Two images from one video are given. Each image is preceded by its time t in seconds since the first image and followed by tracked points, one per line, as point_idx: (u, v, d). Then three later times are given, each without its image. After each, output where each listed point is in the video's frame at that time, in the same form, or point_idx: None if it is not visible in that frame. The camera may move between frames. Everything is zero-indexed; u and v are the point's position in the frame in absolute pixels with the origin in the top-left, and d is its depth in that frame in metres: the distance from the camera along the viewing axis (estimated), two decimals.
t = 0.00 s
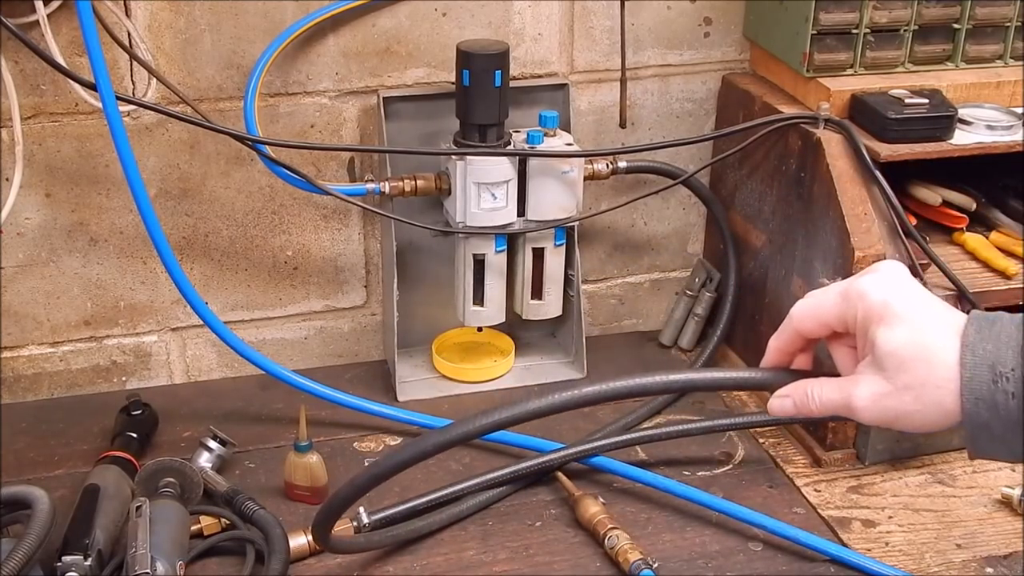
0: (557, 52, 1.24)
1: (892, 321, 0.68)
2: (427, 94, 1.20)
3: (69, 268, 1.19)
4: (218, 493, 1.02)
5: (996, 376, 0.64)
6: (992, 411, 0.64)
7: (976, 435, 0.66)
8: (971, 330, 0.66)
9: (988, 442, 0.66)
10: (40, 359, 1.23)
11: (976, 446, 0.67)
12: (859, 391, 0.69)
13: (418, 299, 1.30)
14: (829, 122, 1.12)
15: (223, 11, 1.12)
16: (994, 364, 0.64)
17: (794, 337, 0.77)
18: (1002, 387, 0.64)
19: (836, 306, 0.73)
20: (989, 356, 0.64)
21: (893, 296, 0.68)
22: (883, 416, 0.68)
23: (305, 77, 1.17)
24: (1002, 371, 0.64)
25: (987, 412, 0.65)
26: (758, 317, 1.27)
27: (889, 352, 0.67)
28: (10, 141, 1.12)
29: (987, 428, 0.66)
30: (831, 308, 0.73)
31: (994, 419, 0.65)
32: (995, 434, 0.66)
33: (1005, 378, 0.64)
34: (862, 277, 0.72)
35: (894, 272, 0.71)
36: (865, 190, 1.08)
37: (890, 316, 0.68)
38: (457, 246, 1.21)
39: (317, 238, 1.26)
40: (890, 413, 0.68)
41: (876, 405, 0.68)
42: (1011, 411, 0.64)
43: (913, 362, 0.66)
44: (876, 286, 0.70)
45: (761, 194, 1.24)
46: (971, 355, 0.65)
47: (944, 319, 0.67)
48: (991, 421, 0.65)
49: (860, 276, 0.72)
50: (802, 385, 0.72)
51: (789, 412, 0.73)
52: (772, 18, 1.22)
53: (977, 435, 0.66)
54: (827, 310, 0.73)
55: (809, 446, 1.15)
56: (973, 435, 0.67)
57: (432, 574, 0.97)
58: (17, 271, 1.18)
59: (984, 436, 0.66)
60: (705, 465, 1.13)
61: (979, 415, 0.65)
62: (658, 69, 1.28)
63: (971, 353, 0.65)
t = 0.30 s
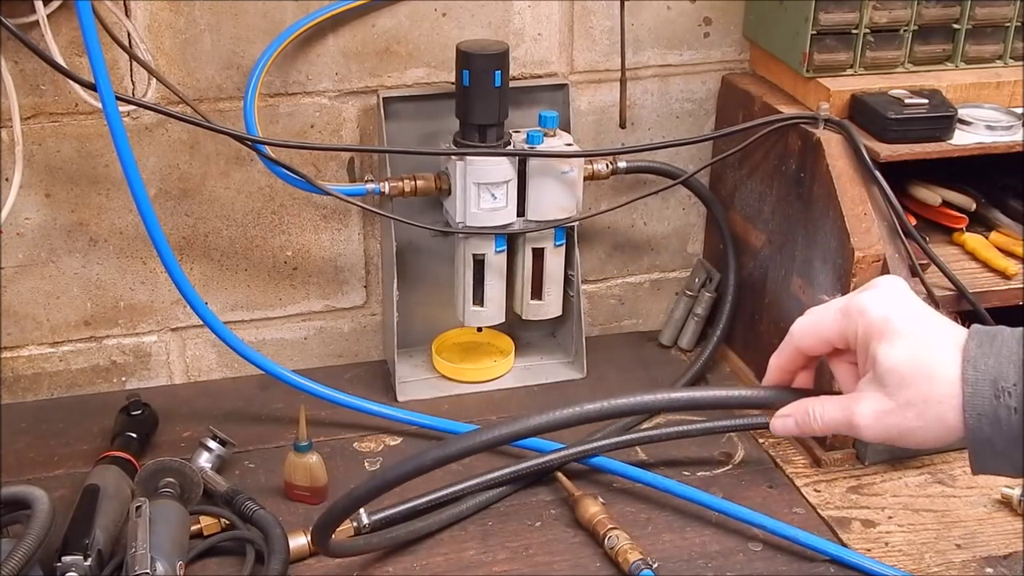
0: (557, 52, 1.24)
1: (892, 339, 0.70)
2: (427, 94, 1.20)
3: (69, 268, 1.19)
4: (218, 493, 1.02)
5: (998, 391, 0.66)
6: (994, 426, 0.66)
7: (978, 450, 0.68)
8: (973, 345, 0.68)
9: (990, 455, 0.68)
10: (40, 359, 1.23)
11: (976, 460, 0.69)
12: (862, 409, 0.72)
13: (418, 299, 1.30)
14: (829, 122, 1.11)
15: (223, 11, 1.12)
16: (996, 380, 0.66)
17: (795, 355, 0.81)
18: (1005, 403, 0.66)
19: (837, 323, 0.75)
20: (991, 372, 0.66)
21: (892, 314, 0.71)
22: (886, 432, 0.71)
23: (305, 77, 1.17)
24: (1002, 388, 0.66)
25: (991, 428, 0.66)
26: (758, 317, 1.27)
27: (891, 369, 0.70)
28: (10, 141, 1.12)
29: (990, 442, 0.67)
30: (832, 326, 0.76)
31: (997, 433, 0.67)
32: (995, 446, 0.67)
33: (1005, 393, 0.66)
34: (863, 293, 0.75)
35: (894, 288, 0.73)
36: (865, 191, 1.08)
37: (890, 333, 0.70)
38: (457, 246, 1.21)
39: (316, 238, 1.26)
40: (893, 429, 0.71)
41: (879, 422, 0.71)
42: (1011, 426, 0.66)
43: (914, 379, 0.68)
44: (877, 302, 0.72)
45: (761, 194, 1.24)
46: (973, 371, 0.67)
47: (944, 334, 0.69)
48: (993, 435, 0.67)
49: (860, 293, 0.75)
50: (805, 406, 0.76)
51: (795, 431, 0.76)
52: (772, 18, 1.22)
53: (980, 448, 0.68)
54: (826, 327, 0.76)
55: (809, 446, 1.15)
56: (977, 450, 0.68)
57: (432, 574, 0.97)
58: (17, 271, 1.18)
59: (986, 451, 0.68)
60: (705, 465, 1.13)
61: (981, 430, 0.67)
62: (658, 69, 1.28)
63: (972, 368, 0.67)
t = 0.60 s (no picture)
0: (557, 52, 1.24)
1: (901, 384, 0.63)
2: (427, 94, 1.20)
3: (68, 268, 1.19)
4: (218, 493, 1.03)
5: (1010, 433, 0.59)
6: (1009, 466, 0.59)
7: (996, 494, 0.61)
8: (980, 385, 0.61)
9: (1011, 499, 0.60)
10: (40, 359, 1.23)
11: (997, 506, 0.61)
12: (873, 458, 0.64)
13: (417, 299, 1.30)
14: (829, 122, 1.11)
15: (223, 11, 1.12)
16: (1007, 421, 0.59)
17: (804, 406, 0.73)
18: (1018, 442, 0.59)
19: (844, 370, 0.68)
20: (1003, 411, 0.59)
21: (900, 358, 0.64)
22: (900, 482, 0.63)
23: (305, 77, 1.17)
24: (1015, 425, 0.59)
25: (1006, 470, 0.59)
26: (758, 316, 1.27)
27: (900, 416, 0.62)
28: (10, 141, 1.12)
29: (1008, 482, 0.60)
30: (839, 373, 0.68)
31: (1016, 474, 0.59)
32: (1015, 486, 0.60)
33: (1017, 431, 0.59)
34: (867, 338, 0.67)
35: (900, 331, 0.66)
36: (865, 191, 1.08)
37: (898, 378, 0.63)
38: (457, 246, 1.21)
39: (316, 238, 1.26)
40: (908, 479, 0.63)
41: (892, 471, 0.63)
42: None
43: (925, 425, 0.61)
44: (882, 346, 0.65)
45: (761, 194, 1.24)
46: (982, 412, 0.60)
47: (953, 376, 0.62)
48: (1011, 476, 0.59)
49: (864, 337, 0.67)
50: (815, 456, 0.68)
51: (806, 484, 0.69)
52: (772, 18, 1.22)
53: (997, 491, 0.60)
54: (832, 374, 0.69)
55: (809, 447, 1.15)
56: (995, 496, 0.61)
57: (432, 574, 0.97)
58: (17, 271, 1.18)
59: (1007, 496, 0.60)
60: (705, 465, 1.13)
61: (996, 473, 0.60)
62: (658, 69, 1.28)
63: (983, 411, 0.60)
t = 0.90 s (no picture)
0: (556, 52, 1.24)
1: (906, 429, 0.63)
2: (427, 94, 1.20)
3: (68, 268, 1.19)
4: (218, 493, 1.03)
5: (1018, 473, 0.59)
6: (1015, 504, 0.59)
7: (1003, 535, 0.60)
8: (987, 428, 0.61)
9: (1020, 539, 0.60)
10: (40, 359, 1.23)
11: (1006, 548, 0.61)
12: (882, 504, 0.63)
13: (417, 298, 1.30)
14: (829, 122, 1.11)
15: (223, 11, 1.12)
16: (1014, 461, 0.59)
17: (808, 456, 0.72)
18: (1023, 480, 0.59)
19: (847, 417, 0.68)
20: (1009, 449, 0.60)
21: (904, 403, 0.64)
22: (909, 527, 0.63)
23: (305, 77, 1.17)
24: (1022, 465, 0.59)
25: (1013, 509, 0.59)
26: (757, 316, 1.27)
27: (907, 460, 0.62)
28: (10, 141, 1.12)
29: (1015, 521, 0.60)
30: (842, 420, 0.68)
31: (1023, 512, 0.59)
32: None
33: None
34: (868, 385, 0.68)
35: (901, 377, 0.66)
36: (865, 191, 1.08)
37: (903, 423, 0.63)
38: (457, 246, 1.20)
39: (316, 238, 1.26)
40: (917, 523, 0.63)
41: (901, 516, 0.63)
42: None
43: (933, 469, 0.61)
44: (885, 391, 0.65)
45: (761, 194, 1.24)
46: (989, 454, 0.60)
47: (957, 420, 0.62)
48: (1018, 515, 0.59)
49: (867, 384, 0.67)
50: (824, 505, 0.67)
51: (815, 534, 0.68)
52: (772, 18, 1.22)
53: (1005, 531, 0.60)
54: (836, 422, 0.69)
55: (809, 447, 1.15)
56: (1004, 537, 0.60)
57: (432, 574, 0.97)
58: (17, 271, 1.18)
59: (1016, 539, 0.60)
60: (705, 466, 1.13)
61: (1006, 516, 0.60)
62: (658, 69, 1.28)
63: (989, 452, 0.60)
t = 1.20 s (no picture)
0: (556, 52, 1.24)
1: (903, 449, 0.62)
2: (427, 94, 1.20)
3: (68, 268, 1.19)
4: (218, 493, 1.03)
5: (1014, 491, 0.60)
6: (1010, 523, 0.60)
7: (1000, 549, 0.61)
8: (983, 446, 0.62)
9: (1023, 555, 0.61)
10: (40, 359, 1.23)
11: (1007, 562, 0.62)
12: (880, 525, 0.63)
13: (417, 299, 1.30)
14: (829, 122, 1.11)
15: (223, 11, 1.12)
16: (1011, 479, 0.60)
17: (805, 479, 0.72)
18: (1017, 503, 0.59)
19: (843, 439, 0.68)
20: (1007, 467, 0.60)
21: (899, 424, 0.64)
22: (909, 547, 0.63)
23: (305, 77, 1.17)
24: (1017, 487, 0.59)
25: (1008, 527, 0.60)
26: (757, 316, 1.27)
27: (906, 481, 0.62)
28: (10, 141, 1.12)
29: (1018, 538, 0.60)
30: (839, 441, 0.68)
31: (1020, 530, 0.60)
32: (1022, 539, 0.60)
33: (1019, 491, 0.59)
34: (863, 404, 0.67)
35: (896, 395, 0.66)
36: (865, 191, 1.08)
37: (900, 444, 0.63)
38: (457, 246, 1.20)
39: (316, 238, 1.26)
40: (917, 543, 0.63)
41: (901, 536, 0.63)
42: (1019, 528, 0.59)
43: (932, 489, 0.61)
44: (881, 411, 0.65)
45: (761, 194, 1.24)
46: (986, 472, 0.61)
47: (952, 439, 0.63)
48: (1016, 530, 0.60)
49: (863, 404, 0.67)
50: (823, 526, 0.67)
51: (815, 555, 0.68)
52: (772, 18, 1.21)
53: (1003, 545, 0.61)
54: (831, 442, 0.68)
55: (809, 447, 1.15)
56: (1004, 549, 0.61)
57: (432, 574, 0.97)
58: (16, 271, 1.18)
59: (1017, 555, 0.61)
60: (705, 466, 1.13)
61: (1004, 532, 0.61)
62: (658, 69, 1.28)
63: (986, 470, 0.61)
